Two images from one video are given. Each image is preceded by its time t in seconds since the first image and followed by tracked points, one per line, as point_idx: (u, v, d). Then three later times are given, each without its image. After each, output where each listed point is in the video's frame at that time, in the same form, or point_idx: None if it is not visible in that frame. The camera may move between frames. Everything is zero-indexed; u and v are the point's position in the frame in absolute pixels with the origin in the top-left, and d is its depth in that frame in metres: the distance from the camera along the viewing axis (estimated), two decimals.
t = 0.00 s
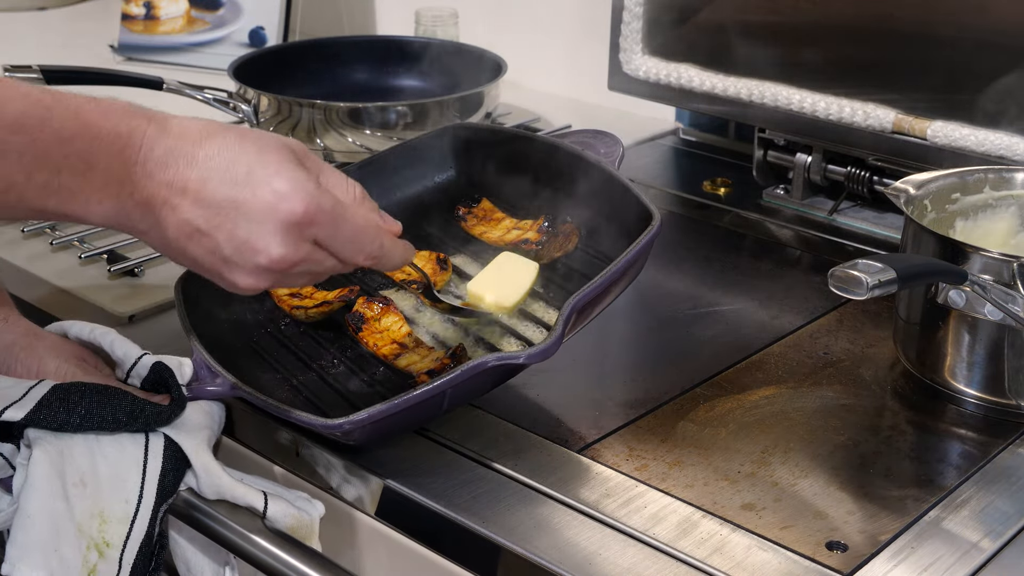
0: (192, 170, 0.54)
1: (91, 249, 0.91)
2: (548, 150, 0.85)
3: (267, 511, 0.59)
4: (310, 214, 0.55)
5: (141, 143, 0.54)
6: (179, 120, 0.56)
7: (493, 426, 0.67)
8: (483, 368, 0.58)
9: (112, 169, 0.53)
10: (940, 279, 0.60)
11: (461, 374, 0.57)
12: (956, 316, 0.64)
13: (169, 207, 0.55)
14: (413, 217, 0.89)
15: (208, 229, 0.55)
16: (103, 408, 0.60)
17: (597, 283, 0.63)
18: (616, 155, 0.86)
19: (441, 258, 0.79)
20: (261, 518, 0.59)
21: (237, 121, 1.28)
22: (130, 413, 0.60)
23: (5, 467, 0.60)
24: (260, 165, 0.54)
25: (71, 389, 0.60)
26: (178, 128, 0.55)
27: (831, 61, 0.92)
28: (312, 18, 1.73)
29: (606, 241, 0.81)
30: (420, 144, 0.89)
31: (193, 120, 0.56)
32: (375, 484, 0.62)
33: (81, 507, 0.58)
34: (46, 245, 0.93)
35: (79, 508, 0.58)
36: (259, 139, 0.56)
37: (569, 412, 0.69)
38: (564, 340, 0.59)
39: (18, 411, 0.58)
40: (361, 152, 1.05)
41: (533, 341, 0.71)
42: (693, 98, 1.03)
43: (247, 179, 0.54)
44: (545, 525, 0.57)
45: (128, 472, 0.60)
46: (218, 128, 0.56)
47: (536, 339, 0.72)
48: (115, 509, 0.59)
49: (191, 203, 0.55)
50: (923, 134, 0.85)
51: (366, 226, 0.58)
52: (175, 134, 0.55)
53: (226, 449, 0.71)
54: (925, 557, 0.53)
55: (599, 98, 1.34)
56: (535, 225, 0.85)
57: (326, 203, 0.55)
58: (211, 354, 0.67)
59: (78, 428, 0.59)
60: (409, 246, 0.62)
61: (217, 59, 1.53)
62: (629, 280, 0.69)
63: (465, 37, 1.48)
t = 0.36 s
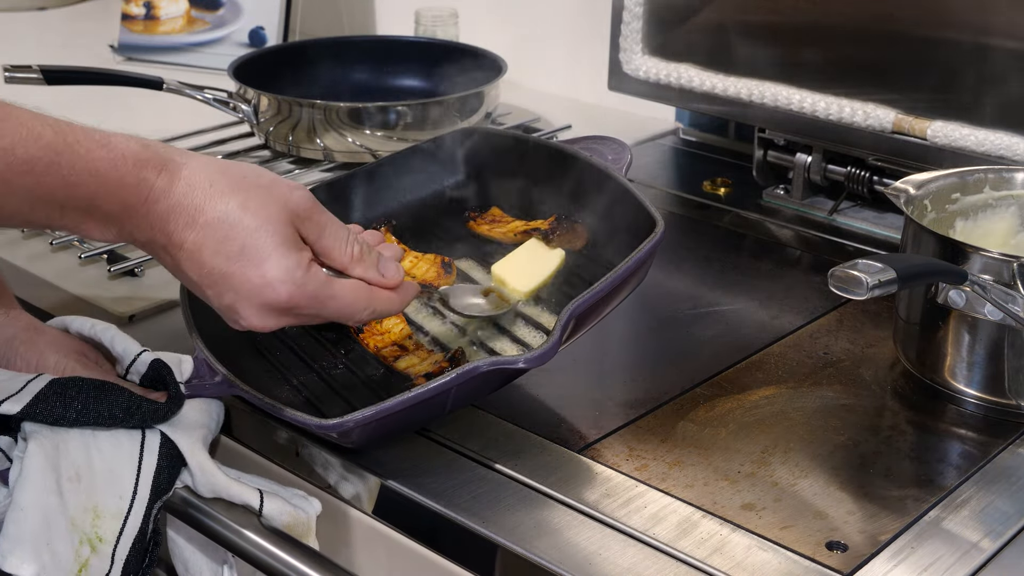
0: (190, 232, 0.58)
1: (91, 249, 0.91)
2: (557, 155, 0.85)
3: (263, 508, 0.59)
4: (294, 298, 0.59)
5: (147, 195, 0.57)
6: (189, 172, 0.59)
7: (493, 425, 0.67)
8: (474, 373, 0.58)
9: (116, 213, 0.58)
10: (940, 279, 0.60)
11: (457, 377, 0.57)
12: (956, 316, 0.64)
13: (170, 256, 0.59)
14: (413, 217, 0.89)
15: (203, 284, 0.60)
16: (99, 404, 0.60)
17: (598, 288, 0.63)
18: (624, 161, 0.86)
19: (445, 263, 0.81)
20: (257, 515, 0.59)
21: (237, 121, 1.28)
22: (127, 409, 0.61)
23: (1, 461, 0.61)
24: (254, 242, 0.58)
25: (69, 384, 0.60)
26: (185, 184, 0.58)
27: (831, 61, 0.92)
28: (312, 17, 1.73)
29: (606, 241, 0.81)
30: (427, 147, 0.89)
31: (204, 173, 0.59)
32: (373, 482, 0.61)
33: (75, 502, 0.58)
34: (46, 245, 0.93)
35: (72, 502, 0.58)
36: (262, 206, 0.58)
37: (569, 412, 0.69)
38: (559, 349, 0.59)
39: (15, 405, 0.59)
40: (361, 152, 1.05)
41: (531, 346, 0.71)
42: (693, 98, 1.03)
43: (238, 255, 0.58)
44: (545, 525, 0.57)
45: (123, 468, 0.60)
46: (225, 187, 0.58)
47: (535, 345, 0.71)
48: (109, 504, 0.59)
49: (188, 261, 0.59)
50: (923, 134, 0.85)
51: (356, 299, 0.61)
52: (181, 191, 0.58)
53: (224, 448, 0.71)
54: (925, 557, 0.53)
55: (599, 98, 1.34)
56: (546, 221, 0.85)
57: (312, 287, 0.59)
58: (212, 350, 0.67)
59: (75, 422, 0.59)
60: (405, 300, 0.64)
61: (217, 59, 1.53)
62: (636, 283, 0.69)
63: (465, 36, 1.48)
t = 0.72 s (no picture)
0: (195, 204, 0.54)
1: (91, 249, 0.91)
2: (562, 161, 0.85)
3: (262, 508, 0.59)
4: (307, 261, 0.55)
5: (146, 172, 0.53)
6: (190, 149, 0.55)
7: (493, 425, 0.67)
8: (473, 375, 0.58)
9: (118, 195, 0.53)
10: (940, 279, 0.60)
11: (454, 379, 0.57)
12: (956, 316, 0.64)
13: (171, 236, 0.55)
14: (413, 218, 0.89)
15: (208, 262, 0.56)
16: (99, 402, 0.60)
17: (598, 291, 0.63)
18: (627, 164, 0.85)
19: (447, 264, 0.79)
20: (256, 514, 0.59)
21: (237, 121, 1.28)
22: (126, 407, 0.61)
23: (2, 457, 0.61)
24: (263, 208, 0.54)
25: (69, 382, 0.60)
26: (187, 157, 0.55)
27: (831, 61, 0.92)
28: (312, 17, 1.73)
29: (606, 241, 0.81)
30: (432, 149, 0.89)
31: (205, 148, 0.56)
32: (372, 482, 0.62)
33: (74, 500, 0.58)
34: (46, 245, 0.93)
35: (71, 501, 0.58)
36: (267, 176, 0.56)
37: (569, 412, 0.69)
38: (560, 350, 0.59)
39: (15, 402, 0.58)
40: (361, 152, 1.05)
41: (531, 347, 0.71)
42: (693, 98, 1.03)
43: (247, 221, 0.54)
44: (545, 525, 0.57)
45: (123, 467, 0.60)
46: (228, 160, 0.55)
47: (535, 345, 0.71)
48: (107, 503, 0.59)
49: (193, 237, 0.55)
50: (923, 134, 0.85)
51: (369, 269, 0.58)
52: (183, 162, 0.54)
53: (224, 447, 0.71)
54: (924, 557, 0.53)
55: (599, 98, 1.34)
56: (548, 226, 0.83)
57: (324, 249, 0.55)
58: (213, 348, 0.67)
59: (75, 421, 0.59)
60: (414, 280, 0.61)
61: (217, 58, 1.53)
62: (638, 284, 0.69)
63: (465, 36, 1.48)
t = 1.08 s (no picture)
0: None
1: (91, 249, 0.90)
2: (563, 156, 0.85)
3: (262, 507, 0.60)
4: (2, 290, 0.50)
5: None
6: None
7: (493, 425, 0.67)
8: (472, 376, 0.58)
9: None
10: (940, 279, 0.60)
11: (453, 379, 0.57)
12: (956, 317, 0.64)
13: None
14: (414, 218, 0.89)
15: None
16: (98, 403, 0.60)
17: (598, 289, 0.63)
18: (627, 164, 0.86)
19: (447, 263, 0.80)
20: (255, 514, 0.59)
21: (237, 121, 1.28)
22: (125, 407, 0.61)
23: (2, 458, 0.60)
24: None
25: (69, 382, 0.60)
26: None
27: (832, 61, 0.92)
28: (312, 18, 1.73)
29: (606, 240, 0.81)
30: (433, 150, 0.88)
31: None
32: (372, 482, 0.62)
33: (74, 501, 0.58)
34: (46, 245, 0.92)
35: (71, 502, 0.58)
36: None
37: (569, 412, 0.69)
38: (560, 348, 0.59)
39: (14, 404, 0.59)
40: (361, 152, 1.05)
41: (531, 347, 0.71)
42: (693, 98, 1.03)
43: None
44: (545, 525, 0.57)
45: (122, 468, 0.60)
46: None
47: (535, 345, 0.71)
48: (107, 504, 0.59)
49: None
50: (923, 134, 0.85)
51: (78, 284, 0.53)
52: None
53: (223, 447, 0.71)
54: (924, 557, 0.53)
55: (599, 98, 1.34)
56: (548, 226, 0.83)
57: (11, 271, 0.50)
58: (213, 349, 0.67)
59: (73, 422, 0.59)
60: (158, 294, 0.55)
61: (217, 58, 1.53)
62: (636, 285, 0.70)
63: (465, 36, 1.48)
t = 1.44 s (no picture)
0: None
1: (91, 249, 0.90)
2: (542, 154, 0.86)
3: (257, 507, 0.61)
4: None
5: None
6: None
7: (493, 425, 0.67)
8: (493, 365, 0.58)
9: None
10: (940, 279, 0.60)
11: (468, 371, 0.58)
12: (956, 317, 0.64)
13: None
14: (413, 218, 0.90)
15: None
16: (113, 418, 0.59)
17: (601, 284, 0.63)
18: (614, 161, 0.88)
19: (439, 262, 0.80)
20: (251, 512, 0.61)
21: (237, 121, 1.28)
22: (139, 421, 0.60)
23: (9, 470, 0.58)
24: None
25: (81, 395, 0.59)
26: None
27: (831, 61, 0.92)
28: (312, 18, 1.73)
29: (605, 240, 0.81)
30: (413, 150, 0.90)
31: None
32: (362, 477, 0.62)
33: (94, 523, 0.58)
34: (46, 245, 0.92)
35: (91, 525, 0.58)
36: None
37: (569, 411, 0.69)
38: (570, 340, 0.60)
39: (31, 427, 0.57)
40: (361, 152, 1.05)
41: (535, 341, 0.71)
42: (693, 98, 1.03)
43: None
44: (545, 525, 0.57)
45: (138, 484, 0.60)
46: None
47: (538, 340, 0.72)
48: (123, 520, 0.59)
49: None
50: (923, 134, 0.85)
51: (44, 284, 0.54)
52: None
53: (219, 446, 0.71)
54: (924, 557, 0.53)
55: (599, 98, 1.34)
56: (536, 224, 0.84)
57: None
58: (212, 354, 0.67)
59: (91, 439, 0.58)
60: (120, 286, 0.56)
61: (217, 59, 1.53)
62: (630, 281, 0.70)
63: (465, 36, 1.48)
